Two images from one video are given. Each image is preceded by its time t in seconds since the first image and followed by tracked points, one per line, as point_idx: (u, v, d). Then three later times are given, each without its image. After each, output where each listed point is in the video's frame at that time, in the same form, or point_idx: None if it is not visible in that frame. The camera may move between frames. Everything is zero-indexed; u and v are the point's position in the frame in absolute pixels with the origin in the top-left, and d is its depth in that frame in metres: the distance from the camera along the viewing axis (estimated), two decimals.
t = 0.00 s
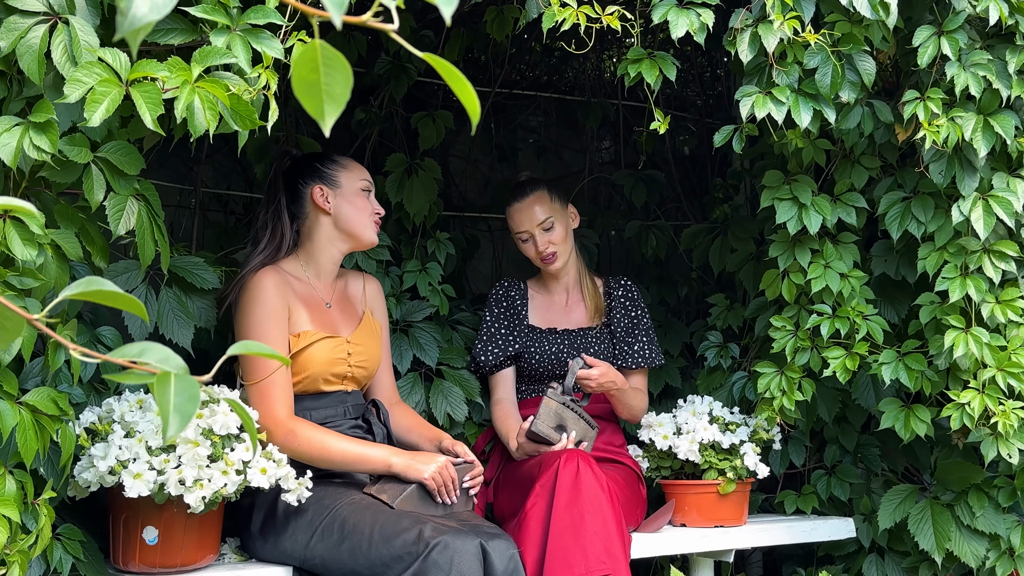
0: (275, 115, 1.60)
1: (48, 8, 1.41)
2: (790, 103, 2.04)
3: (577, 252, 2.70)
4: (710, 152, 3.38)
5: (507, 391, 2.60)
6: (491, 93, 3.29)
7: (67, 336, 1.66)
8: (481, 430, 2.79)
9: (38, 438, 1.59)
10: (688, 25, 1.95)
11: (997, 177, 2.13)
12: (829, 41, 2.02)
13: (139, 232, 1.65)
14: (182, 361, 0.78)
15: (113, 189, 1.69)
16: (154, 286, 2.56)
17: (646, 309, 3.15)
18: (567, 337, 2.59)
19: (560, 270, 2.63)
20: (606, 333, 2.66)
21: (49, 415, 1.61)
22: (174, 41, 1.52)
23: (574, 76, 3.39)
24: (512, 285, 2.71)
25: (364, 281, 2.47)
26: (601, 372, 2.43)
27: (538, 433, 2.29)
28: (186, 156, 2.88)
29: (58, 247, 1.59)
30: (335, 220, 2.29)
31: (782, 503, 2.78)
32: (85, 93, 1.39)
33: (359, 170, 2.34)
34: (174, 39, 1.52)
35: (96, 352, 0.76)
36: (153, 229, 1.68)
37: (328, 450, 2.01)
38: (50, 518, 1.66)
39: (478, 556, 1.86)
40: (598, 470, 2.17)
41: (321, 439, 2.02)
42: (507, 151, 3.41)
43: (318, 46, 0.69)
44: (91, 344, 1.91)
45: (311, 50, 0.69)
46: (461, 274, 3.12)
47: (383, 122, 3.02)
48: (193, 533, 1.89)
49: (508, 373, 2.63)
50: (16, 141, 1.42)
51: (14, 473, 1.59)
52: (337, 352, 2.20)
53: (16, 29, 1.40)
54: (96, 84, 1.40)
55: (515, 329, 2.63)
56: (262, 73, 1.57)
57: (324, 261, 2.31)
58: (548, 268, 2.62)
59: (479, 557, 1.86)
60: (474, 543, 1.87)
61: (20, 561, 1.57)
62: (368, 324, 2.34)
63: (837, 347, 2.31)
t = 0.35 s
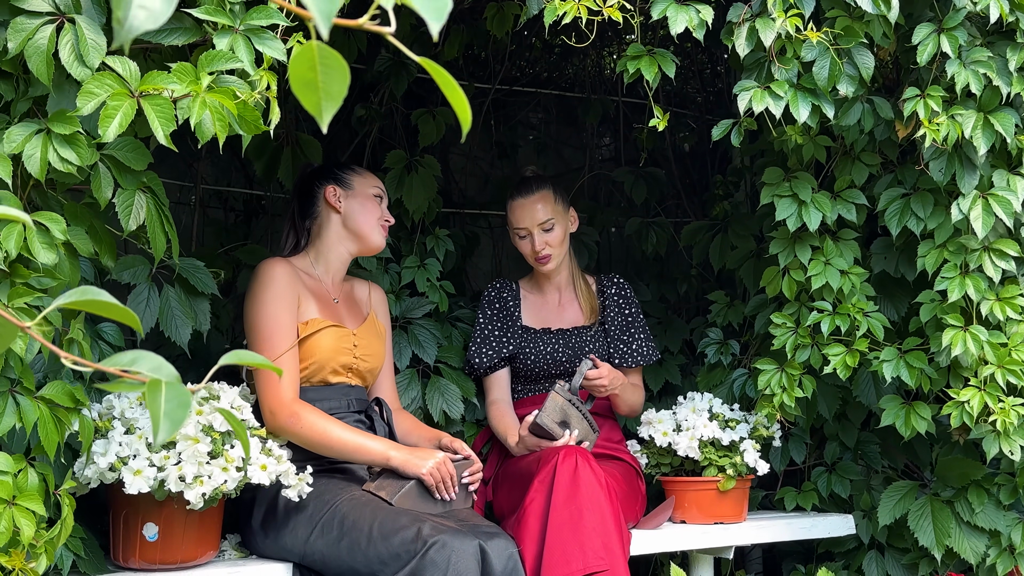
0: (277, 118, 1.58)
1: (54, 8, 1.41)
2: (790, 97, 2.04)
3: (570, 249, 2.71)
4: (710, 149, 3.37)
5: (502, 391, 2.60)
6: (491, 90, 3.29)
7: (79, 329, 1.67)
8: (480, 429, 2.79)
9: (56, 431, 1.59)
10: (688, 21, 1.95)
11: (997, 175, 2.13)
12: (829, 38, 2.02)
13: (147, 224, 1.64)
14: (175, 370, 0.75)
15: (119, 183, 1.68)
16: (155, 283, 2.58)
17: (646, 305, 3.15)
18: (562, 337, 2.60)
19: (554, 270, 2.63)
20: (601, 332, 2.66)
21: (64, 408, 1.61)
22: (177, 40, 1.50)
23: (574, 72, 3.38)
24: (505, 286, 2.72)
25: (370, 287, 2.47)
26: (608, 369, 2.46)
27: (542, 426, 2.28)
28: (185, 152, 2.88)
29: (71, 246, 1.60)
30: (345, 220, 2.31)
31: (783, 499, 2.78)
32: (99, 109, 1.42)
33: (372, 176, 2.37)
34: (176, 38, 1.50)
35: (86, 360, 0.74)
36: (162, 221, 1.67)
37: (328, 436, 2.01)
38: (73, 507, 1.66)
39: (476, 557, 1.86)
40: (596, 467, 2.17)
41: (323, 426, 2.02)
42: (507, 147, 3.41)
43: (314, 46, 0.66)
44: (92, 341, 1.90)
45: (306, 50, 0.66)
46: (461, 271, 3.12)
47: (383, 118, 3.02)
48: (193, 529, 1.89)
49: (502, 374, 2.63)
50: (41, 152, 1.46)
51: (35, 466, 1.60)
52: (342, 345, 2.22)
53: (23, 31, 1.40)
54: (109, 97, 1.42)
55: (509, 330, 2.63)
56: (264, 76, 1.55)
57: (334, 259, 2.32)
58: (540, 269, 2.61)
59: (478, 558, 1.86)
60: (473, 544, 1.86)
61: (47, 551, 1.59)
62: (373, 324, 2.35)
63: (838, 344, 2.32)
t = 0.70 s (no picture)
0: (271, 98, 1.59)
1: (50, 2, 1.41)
2: (791, 99, 2.03)
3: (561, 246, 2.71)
4: (710, 146, 3.37)
5: (497, 392, 2.60)
6: (492, 88, 3.29)
7: (79, 329, 1.67)
8: (479, 427, 2.79)
9: (55, 429, 1.60)
10: (690, 23, 1.94)
11: (997, 173, 2.13)
12: (830, 37, 2.02)
13: (146, 222, 1.63)
14: (181, 359, 0.69)
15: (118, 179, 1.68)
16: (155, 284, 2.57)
17: (646, 303, 3.15)
18: (555, 334, 2.60)
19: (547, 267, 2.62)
20: (594, 328, 2.66)
21: (64, 406, 1.61)
22: (174, 27, 1.49)
23: (574, 70, 3.39)
24: (495, 286, 2.71)
25: (372, 291, 2.47)
26: (598, 366, 2.45)
27: (540, 426, 2.27)
28: (185, 149, 2.87)
29: (68, 240, 1.59)
30: (345, 220, 2.31)
31: (783, 497, 2.78)
32: (68, 71, 1.39)
33: (374, 179, 2.37)
34: (174, 25, 1.49)
35: (85, 350, 0.67)
36: (163, 217, 1.67)
37: (329, 430, 2.01)
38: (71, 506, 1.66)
39: (477, 547, 1.86)
40: (594, 465, 2.17)
41: (324, 418, 2.01)
42: (507, 145, 3.41)
43: (311, 68, 0.59)
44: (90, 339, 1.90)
45: (303, 71, 0.59)
46: (461, 268, 3.12)
47: (384, 116, 3.02)
48: (193, 526, 1.89)
49: (497, 374, 2.63)
50: (32, 142, 1.44)
51: (33, 464, 1.60)
52: (342, 344, 2.22)
53: (20, 25, 1.40)
54: (80, 62, 1.40)
55: (501, 330, 2.63)
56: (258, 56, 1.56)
57: (335, 260, 2.32)
58: (533, 266, 2.61)
59: (478, 547, 1.86)
60: (474, 534, 1.87)
61: (42, 550, 1.59)
62: (374, 325, 2.34)
63: (838, 341, 2.31)
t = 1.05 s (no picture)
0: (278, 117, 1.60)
1: (49, 5, 1.40)
2: (791, 98, 2.03)
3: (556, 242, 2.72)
4: (711, 143, 3.37)
5: (490, 391, 2.58)
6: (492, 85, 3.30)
7: (74, 328, 1.65)
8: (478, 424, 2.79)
9: (48, 429, 1.59)
10: (690, 22, 1.94)
11: (998, 170, 2.13)
12: (830, 34, 2.02)
13: (146, 220, 1.62)
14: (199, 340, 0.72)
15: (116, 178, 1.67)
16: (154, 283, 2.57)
17: (646, 300, 3.15)
18: (546, 331, 2.60)
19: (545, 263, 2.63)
20: (584, 322, 2.66)
21: (55, 405, 1.61)
22: (180, 42, 1.51)
23: (574, 67, 3.39)
24: (485, 285, 2.68)
25: (365, 275, 2.46)
26: (575, 352, 2.45)
27: (531, 428, 2.29)
28: (185, 147, 2.87)
29: (66, 239, 1.59)
30: (310, 213, 2.31)
31: (783, 494, 2.79)
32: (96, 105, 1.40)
33: (327, 159, 2.34)
34: (180, 40, 1.51)
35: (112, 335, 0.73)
36: (162, 218, 1.66)
37: (329, 434, 2.01)
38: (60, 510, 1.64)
39: (479, 540, 1.87)
40: (594, 462, 2.17)
41: (322, 422, 2.01)
42: (507, 142, 3.41)
43: (324, 23, 0.63)
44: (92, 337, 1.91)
45: (317, 26, 0.63)
46: (461, 265, 3.13)
47: (384, 113, 3.02)
48: (193, 523, 1.89)
49: (489, 373, 2.62)
50: (32, 143, 1.44)
51: (24, 463, 1.60)
52: (338, 340, 2.21)
53: (17, 27, 1.39)
54: (116, 102, 1.42)
55: (492, 330, 2.61)
56: (264, 80, 1.56)
57: (318, 255, 2.31)
58: (534, 257, 2.62)
59: (481, 540, 1.87)
60: (476, 528, 1.87)
61: (26, 552, 1.56)
62: (368, 315, 2.33)
63: (838, 338, 2.31)
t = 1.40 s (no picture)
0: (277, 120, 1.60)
1: (54, 7, 1.40)
2: (787, 97, 2.04)
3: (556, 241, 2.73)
4: (710, 141, 3.37)
5: (489, 389, 2.56)
6: (492, 82, 3.29)
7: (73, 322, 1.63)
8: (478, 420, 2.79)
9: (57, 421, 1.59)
10: (691, 14, 1.93)
11: (998, 167, 2.12)
12: (829, 32, 2.01)
13: (145, 217, 1.63)
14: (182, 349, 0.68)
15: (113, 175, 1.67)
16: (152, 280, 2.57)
17: (646, 298, 3.15)
18: (545, 328, 2.59)
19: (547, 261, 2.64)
20: (582, 320, 2.67)
21: (65, 397, 1.60)
22: (184, 44, 1.51)
23: (574, 64, 3.39)
24: (484, 282, 2.68)
25: (348, 266, 2.45)
26: (559, 350, 2.43)
27: (525, 426, 2.28)
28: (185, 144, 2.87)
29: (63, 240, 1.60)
30: (281, 217, 2.30)
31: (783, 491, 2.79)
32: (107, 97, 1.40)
33: (282, 158, 2.30)
34: (183, 42, 1.50)
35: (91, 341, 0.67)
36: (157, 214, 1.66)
37: (328, 436, 2.01)
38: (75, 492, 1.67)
39: (478, 555, 1.86)
40: (591, 460, 2.17)
41: (318, 424, 2.02)
42: (507, 139, 3.41)
43: None
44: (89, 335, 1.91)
45: None
46: (461, 263, 3.13)
47: (384, 110, 3.02)
48: (193, 521, 1.89)
49: (488, 371, 2.60)
50: (46, 151, 1.45)
51: (38, 455, 1.60)
52: (325, 339, 2.20)
53: (25, 31, 1.39)
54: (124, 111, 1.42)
55: (491, 327, 2.60)
56: (265, 80, 1.58)
57: (300, 258, 2.32)
58: (535, 255, 2.62)
59: (479, 556, 1.87)
60: (474, 542, 1.87)
61: (56, 537, 1.60)
62: (354, 311, 2.32)
63: (838, 336, 2.31)
